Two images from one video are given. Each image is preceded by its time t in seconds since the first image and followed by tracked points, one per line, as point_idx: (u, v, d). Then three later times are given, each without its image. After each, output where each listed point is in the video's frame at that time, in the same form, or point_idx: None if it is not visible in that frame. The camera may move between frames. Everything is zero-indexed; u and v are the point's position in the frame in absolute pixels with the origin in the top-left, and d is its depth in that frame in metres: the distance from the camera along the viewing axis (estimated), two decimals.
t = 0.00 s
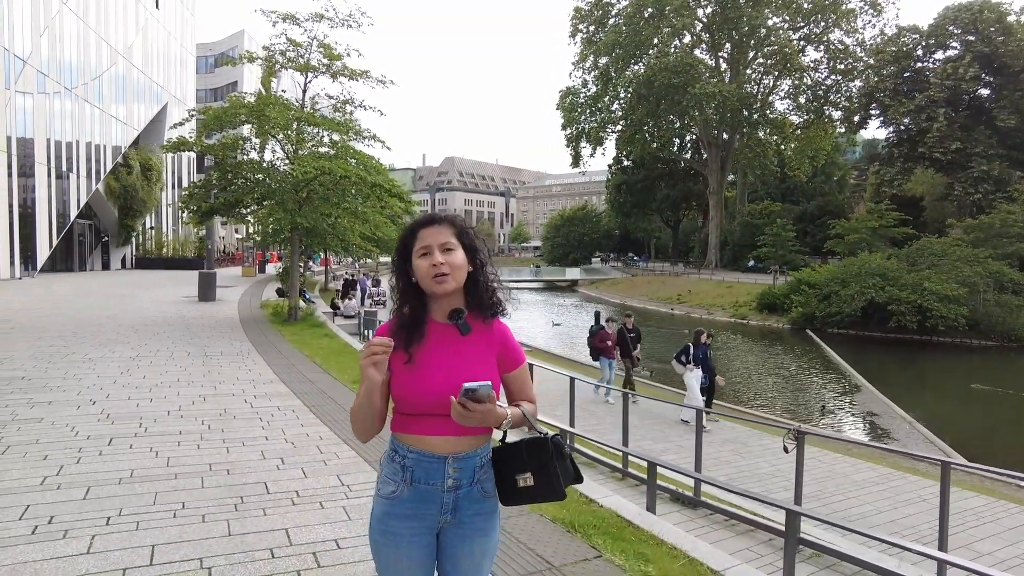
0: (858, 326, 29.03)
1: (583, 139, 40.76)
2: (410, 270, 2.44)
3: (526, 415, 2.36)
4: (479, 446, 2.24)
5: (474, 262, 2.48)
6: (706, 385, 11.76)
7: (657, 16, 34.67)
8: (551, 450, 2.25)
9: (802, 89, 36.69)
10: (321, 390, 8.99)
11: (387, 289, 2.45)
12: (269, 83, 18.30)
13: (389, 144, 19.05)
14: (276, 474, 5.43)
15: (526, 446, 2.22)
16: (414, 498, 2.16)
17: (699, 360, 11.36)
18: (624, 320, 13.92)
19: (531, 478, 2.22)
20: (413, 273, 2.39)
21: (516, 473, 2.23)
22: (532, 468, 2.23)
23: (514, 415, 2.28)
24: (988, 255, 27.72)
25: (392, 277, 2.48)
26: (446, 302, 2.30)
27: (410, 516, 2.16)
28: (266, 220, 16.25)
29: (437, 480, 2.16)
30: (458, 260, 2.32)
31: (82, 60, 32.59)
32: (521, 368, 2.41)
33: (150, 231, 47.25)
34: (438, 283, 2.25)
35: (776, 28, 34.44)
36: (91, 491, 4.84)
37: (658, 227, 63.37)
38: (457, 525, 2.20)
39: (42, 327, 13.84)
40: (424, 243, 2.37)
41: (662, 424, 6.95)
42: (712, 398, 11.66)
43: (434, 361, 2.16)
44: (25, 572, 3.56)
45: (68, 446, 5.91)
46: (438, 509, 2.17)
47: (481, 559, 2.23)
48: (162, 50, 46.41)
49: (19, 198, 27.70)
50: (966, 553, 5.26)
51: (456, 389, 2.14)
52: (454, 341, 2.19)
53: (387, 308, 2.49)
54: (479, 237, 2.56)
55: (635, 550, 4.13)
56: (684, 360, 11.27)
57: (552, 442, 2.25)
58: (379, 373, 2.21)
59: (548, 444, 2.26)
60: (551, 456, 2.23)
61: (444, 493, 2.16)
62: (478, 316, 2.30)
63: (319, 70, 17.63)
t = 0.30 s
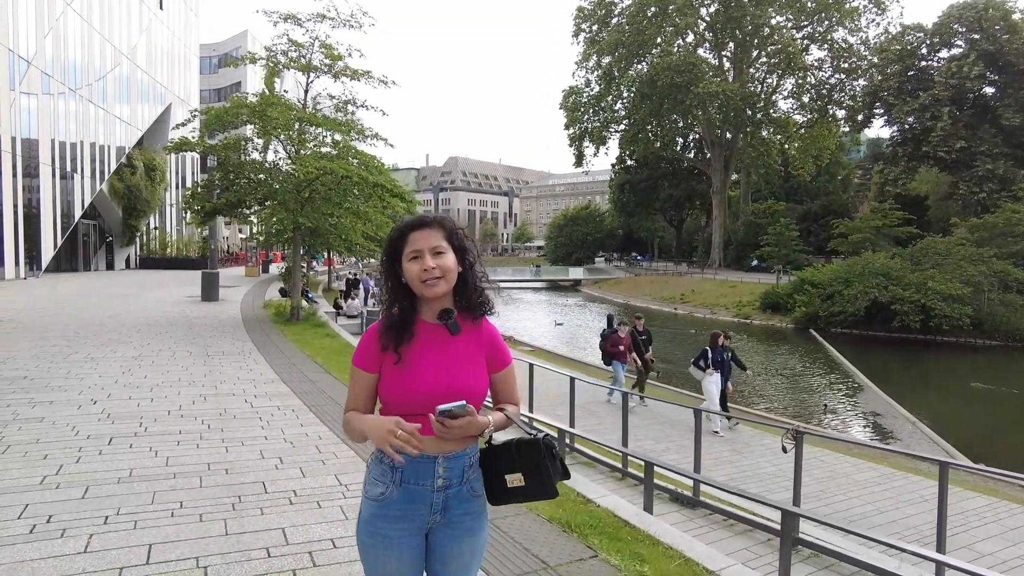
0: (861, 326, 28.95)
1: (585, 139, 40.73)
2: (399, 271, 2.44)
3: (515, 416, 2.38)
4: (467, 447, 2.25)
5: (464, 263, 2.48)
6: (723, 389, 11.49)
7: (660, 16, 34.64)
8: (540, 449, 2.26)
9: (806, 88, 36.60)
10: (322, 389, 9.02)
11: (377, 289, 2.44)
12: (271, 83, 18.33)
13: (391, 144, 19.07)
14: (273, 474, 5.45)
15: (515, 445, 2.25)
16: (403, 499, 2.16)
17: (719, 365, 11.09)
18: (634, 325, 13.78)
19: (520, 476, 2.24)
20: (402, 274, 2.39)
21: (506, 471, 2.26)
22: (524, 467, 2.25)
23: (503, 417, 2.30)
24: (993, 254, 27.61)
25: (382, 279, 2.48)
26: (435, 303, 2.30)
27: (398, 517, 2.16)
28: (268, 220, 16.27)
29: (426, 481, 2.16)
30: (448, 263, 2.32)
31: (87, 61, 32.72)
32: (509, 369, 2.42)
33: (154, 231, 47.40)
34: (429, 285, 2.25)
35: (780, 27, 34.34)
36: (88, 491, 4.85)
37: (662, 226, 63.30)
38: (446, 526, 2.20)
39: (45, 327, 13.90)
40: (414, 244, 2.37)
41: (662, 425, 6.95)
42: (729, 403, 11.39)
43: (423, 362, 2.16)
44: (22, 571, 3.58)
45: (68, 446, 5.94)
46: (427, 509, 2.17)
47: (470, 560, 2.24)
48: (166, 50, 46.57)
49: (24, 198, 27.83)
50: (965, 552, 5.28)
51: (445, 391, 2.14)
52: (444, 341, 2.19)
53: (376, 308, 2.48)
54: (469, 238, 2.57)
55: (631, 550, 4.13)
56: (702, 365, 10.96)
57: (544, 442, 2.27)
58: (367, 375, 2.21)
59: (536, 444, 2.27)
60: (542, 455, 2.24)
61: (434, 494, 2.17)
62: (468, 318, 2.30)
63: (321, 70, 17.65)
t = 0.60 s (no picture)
0: (865, 327, 28.88)
1: (589, 139, 40.69)
2: (388, 272, 2.44)
3: (504, 416, 2.38)
4: (457, 446, 2.25)
5: (452, 265, 2.49)
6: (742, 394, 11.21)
7: (664, 15, 34.59)
8: (527, 450, 2.29)
9: (810, 88, 36.54)
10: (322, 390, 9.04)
11: (365, 290, 2.46)
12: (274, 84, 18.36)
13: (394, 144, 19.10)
14: (273, 473, 5.47)
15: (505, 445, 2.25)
16: (394, 498, 2.17)
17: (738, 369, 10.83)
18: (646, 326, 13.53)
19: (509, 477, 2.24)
20: (391, 275, 2.40)
21: (496, 472, 2.26)
22: (512, 468, 2.26)
23: (493, 418, 2.30)
24: (997, 255, 27.51)
25: (371, 279, 2.49)
26: (424, 304, 2.31)
27: (389, 517, 2.17)
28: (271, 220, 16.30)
29: (417, 480, 2.17)
30: (439, 264, 2.34)
31: (91, 62, 32.85)
32: (499, 370, 2.42)
33: (158, 231, 47.56)
34: (418, 287, 2.26)
35: (784, 26, 34.27)
36: (88, 490, 4.87)
37: (665, 226, 63.23)
38: (437, 526, 2.21)
39: (48, 327, 13.96)
40: (403, 245, 2.38)
41: (663, 426, 6.93)
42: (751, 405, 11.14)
43: (412, 363, 2.17)
44: (21, 570, 3.59)
45: (69, 445, 5.97)
46: (417, 508, 2.18)
47: (460, 560, 2.24)
48: (170, 51, 46.72)
49: (30, 199, 27.96)
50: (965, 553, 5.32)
51: (434, 392, 2.15)
52: (432, 342, 2.20)
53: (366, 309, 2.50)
54: (458, 239, 2.58)
55: (629, 551, 4.12)
56: (721, 368, 10.70)
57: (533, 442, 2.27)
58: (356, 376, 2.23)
59: (523, 445, 2.29)
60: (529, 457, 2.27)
61: (423, 494, 2.17)
62: (457, 319, 2.30)
63: (324, 71, 17.69)
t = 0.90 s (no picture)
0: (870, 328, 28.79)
1: (593, 139, 40.63)
2: (379, 273, 2.46)
3: (497, 417, 2.38)
4: (449, 447, 2.26)
5: (444, 266, 2.49)
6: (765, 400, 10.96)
7: (668, 16, 34.49)
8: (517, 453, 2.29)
9: (815, 88, 36.44)
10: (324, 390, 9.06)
11: (358, 290, 2.47)
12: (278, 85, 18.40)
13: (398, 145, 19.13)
14: (274, 473, 5.48)
15: (493, 448, 2.24)
16: (386, 499, 2.18)
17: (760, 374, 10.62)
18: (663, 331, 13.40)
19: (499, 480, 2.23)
20: (382, 277, 2.41)
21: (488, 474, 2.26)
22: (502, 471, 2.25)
23: (485, 418, 2.30)
24: (1003, 256, 27.37)
25: (363, 280, 2.51)
26: (414, 305, 2.31)
27: (380, 517, 2.18)
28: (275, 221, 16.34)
29: (407, 481, 2.18)
30: (427, 265, 2.33)
31: (97, 63, 32.99)
32: (492, 372, 2.41)
33: (163, 232, 47.74)
34: (408, 288, 2.27)
35: (789, 26, 34.16)
36: (90, 490, 4.90)
37: (670, 227, 63.18)
38: (429, 527, 2.21)
39: (53, 327, 14.03)
40: (393, 246, 2.39)
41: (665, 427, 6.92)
42: (774, 412, 10.89)
43: (401, 364, 2.18)
44: (22, 569, 3.61)
45: (72, 445, 6.00)
46: (408, 509, 2.18)
47: (453, 560, 2.24)
48: (176, 53, 46.88)
49: (35, 199, 28.09)
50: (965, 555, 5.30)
51: (423, 394, 2.16)
52: (421, 344, 2.21)
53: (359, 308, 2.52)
54: (450, 241, 2.58)
55: (628, 552, 4.12)
56: (741, 373, 10.52)
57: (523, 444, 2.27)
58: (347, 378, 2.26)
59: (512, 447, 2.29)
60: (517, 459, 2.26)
61: (414, 494, 2.18)
62: (447, 320, 2.30)
63: (327, 72, 17.74)
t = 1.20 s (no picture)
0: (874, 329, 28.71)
1: (597, 140, 40.62)
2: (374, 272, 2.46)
3: (492, 417, 2.37)
4: (443, 447, 2.26)
5: (439, 265, 2.48)
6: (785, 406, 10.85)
7: (672, 16, 34.45)
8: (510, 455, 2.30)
9: (819, 88, 36.39)
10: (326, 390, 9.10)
11: (353, 289, 2.48)
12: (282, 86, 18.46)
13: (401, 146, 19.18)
14: (276, 473, 5.50)
15: (485, 450, 2.24)
16: (380, 499, 2.19)
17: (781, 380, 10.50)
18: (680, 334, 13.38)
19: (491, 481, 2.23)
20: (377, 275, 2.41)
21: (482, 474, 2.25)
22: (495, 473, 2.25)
23: (479, 418, 2.30)
24: (1009, 256, 27.24)
25: (358, 278, 2.52)
26: (406, 305, 2.31)
27: (374, 516, 2.20)
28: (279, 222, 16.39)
29: (400, 481, 2.19)
30: (419, 265, 2.31)
31: (102, 64, 33.13)
32: (487, 372, 2.40)
33: (168, 232, 47.93)
34: (398, 286, 2.26)
35: (793, 26, 34.09)
36: (93, 489, 4.92)
37: (674, 228, 63.15)
38: (423, 527, 2.21)
39: (59, 326, 14.12)
40: (388, 243, 2.39)
41: (667, 428, 6.92)
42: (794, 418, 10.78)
43: (392, 363, 2.18)
44: (25, 567, 3.63)
45: (76, 444, 6.02)
46: (402, 508, 2.19)
47: (447, 561, 2.24)
48: (181, 54, 47.04)
49: (42, 200, 28.25)
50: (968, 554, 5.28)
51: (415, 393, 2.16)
52: (412, 344, 2.21)
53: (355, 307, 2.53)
54: (446, 240, 2.58)
55: (628, 553, 4.12)
56: (761, 379, 10.42)
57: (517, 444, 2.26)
58: (341, 377, 2.27)
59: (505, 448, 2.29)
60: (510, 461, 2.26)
61: (407, 493, 2.19)
62: (439, 320, 2.30)
63: (331, 73, 17.80)
